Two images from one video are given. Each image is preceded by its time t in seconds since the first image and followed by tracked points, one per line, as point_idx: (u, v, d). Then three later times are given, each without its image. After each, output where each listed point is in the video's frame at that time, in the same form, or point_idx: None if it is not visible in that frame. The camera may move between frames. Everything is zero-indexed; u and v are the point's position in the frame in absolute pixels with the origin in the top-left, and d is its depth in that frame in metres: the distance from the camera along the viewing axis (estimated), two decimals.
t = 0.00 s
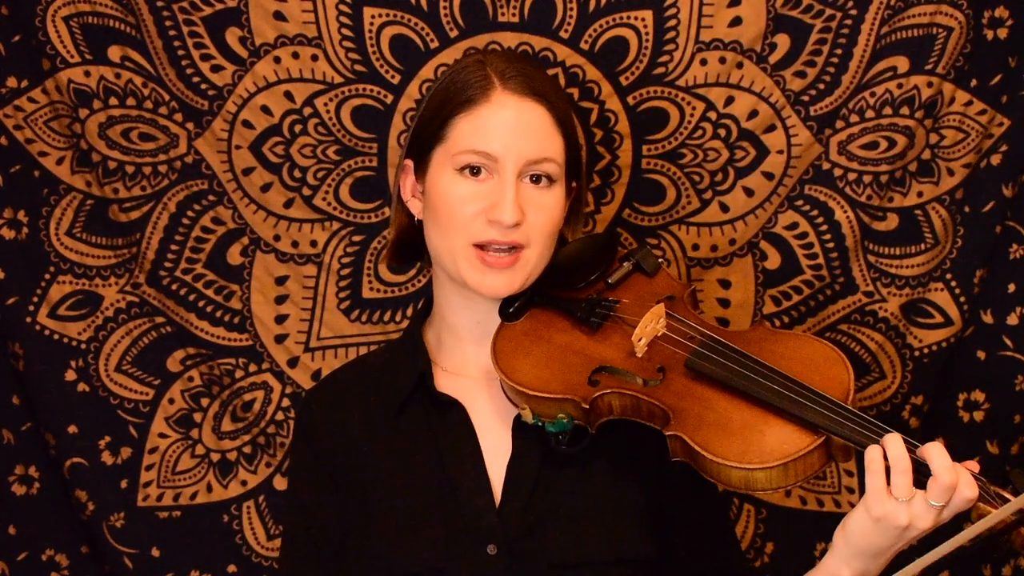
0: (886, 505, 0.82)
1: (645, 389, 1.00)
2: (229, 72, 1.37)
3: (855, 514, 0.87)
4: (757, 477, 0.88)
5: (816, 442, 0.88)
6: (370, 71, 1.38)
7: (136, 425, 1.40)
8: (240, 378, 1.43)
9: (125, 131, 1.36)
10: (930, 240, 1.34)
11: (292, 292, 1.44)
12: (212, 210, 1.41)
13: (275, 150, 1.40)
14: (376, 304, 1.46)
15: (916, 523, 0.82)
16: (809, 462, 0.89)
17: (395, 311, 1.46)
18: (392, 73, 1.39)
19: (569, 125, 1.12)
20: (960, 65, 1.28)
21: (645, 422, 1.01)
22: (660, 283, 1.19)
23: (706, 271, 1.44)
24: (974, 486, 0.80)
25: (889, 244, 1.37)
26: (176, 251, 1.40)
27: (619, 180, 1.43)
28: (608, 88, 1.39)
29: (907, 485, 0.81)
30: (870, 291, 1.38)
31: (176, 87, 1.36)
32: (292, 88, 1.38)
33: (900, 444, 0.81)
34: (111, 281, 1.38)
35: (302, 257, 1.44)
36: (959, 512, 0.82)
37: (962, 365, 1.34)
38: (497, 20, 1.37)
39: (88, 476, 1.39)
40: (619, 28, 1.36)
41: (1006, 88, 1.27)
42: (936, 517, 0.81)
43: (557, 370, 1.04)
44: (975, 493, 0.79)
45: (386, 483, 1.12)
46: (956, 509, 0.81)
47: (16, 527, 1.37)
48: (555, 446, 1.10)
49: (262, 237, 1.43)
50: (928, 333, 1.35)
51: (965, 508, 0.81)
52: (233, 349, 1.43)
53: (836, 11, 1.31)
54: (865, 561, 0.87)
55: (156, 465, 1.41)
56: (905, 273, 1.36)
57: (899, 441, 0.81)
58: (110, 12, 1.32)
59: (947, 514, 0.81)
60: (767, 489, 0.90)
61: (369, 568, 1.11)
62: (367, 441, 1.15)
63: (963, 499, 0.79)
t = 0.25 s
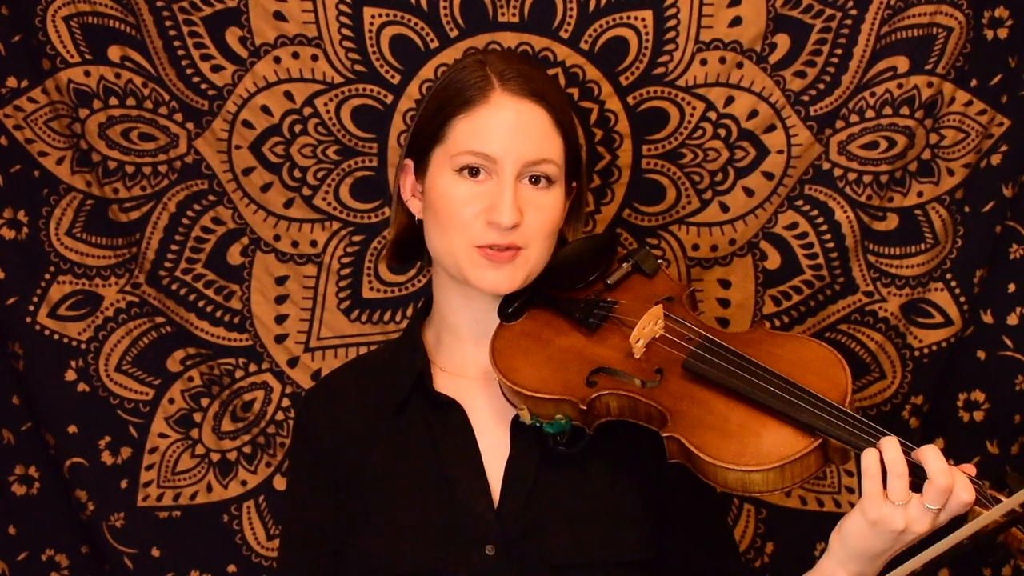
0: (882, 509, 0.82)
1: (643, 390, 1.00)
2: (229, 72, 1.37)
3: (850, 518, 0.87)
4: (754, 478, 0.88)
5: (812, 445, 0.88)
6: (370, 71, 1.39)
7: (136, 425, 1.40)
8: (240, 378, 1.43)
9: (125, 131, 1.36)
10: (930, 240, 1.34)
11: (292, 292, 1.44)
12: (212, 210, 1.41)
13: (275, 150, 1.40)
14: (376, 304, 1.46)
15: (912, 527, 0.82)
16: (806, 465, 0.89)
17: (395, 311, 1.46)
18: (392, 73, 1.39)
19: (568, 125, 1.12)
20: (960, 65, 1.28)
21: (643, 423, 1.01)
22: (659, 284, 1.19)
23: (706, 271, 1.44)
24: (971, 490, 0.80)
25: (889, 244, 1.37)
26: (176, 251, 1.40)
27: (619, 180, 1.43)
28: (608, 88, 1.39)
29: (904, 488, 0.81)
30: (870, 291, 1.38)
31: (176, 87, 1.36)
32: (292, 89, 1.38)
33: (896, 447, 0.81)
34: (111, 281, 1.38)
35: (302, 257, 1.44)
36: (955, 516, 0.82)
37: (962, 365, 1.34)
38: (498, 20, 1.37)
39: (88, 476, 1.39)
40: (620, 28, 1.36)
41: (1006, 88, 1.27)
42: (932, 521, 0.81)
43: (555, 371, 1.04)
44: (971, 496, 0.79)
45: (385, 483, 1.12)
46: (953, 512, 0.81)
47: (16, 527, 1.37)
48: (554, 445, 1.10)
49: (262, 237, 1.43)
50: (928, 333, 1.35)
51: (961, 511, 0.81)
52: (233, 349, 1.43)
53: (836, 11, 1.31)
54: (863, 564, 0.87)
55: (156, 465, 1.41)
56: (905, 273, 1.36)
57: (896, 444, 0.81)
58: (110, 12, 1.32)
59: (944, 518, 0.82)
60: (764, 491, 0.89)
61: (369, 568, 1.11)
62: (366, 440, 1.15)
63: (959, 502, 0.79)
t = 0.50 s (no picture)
0: (876, 506, 0.82)
1: (641, 388, 1.00)
2: (229, 72, 1.37)
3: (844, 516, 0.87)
4: (750, 476, 0.88)
5: (807, 442, 0.88)
6: (370, 71, 1.39)
7: (136, 425, 1.40)
8: (240, 378, 1.43)
9: (125, 131, 1.36)
10: (930, 240, 1.34)
11: (292, 292, 1.44)
12: (212, 210, 1.41)
13: (275, 150, 1.40)
14: (376, 303, 1.46)
15: (906, 524, 0.82)
16: (801, 462, 0.89)
17: (395, 311, 1.46)
18: (392, 73, 1.39)
19: (567, 125, 1.12)
20: (960, 65, 1.28)
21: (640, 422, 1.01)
22: (658, 284, 1.19)
23: (706, 271, 1.44)
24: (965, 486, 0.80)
25: (889, 244, 1.37)
26: (176, 251, 1.40)
27: (618, 180, 1.43)
28: (608, 88, 1.39)
29: (898, 485, 0.81)
30: (870, 291, 1.38)
31: (176, 87, 1.36)
32: (292, 89, 1.38)
33: (890, 444, 0.80)
34: (111, 281, 1.38)
35: (302, 257, 1.44)
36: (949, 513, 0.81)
37: (962, 365, 1.34)
38: (497, 20, 1.37)
39: (88, 476, 1.39)
40: (620, 28, 1.36)
41: (1006, 88, 1.27)
42: (926, 519, 0.81)
43: (552, 369, 1.04)
44: (966, 492, 0.79)
45: (385, 484, 1.12)
46: (947, 509, 0.80)
47: (16, 527, 1.37)
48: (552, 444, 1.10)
49: (262, 237, 1.43)
50: (928, 333, 1.35)
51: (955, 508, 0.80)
52: (233, 349, 1.43)
53: (836, 11, 1.31)
54: (857, 560, 0.88)
55: (156, 465, 1.41)
56: (905, 273, 1.36)
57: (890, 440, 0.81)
58: (110, 12, 1.32)
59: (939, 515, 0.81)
60: (760, 488, 0.90)
61: (368, 568, 1.11)
62: (365, 440, 1.15)
63: (953, 499, 0.79)
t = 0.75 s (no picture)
0: (858, 497, 0.83)
1: (631, 383, 1.00)
2: (229, 71, 1.37)
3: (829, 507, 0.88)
4: (736, 469, 0.88)
5: (793, 435, 0.88)
6: (370, 71, 1.38)
7: (136, 425, 1.40)
8: (240, 378, 1.43)
9: (125, 131, 1.36)
10: (930, 240, 1.34)
11: (292, 292, 1.44)
12: (212, 210, 1.41)
13: (275, 150, 1.40)
14: (376, 303, 1.46)
15: (889, 515, 0.82)
16: (787, 455, 0.89)
17: (395, 311, 1.46)
18: (392, 73, 1.39)
19: (563, 123, 1.11)
20: (960, 65, 1.28)
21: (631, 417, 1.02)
22: (653, 282, 1.19)
23: (706, 271, 1.44)
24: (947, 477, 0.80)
25: (889, 244, 1.37)
26: (176, 251, 1.40)
27: (618, 180, 1.43)
28: (608, 88, 1.39)
29: (881, 476, 0.81)
30: (870, 291, 1.38)
31: (176, 87, 1.36)
32: (292, 89, 1.38)
33: (873, 434, 0.81)
34: (111, 281, 1.38)
35: (302, 257, 1.44)
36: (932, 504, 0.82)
37: (962, 365, 1.34)
38: (497, 20, 1.37)
39: (88, 476, 1.39)
40: (619, 28, 1.36)
41: (1006, 88, 1.27)
42: (909, 509, 0.82)
43: (543, 365, 1.04)
44: (948, 483, 0.79)
45: (384, 484, 1.12)
46: (929, 500, 0.81)
47: (16, 527, 1.37)
48: (550, 443, 1.10)
49: (262, 237, 1.42)
50: (928, 333, 1.36)
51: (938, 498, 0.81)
52: (233, 349, 1.43)
53: (836, 11, 1.31)
54: (842, 552, 0.88)
55: (156, 465, 1.41)
56: (905, 273, 1.37)
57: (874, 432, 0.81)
58: (110, 12, 1.32)
59: (921, 505, 0.82)
60: (746, 481, 0.90)
61: (368, 568, 1.11)
62: (364, 440, 1.15)
63: (936, 490, 0.80)
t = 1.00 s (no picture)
0: (846, 480, 0.82)
1: (624, 375, 1.00)
2: (229, 71, 1.37)
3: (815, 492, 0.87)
4: (726, 456, 0.87)
5: (781, 421, 0.86)
6: (370, 71, 1.38)
7: (136, 425, 1.40)
8: (240, 378, 1.43)
9: (125, 131, 1.36)
10: (930, 240, 1.34)
11: (292, 292, 1.44)
12: (212, 210, 1.41)
13: (275, 150, 1.40)
14: (376, 303, 1.46)
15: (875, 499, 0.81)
16: (777, 442, 0.87)
17: (395, 311, 1.46)
18: (392, 73, 1.39)
19: (560, 121, 1.11)
20: (960, 65, 1.28)
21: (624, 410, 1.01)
22: (649, 279, 1.19)
23: (706, 271, 1.44)
24: (935, 461, 0.79)
25: (889, 244, 1.37)
26: (176, 251, 1.40)
27: (618, 180, 1.43)
28: (608, 88, 1.39)
29: (870, 464, 0.80)
30: (870, 291, 1.38)
31: (176, 87, 1.36)
32: (292, 89, 1.38)
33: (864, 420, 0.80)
34: (111, 281, 1.38)
35: (302, 257, 1.44)
36: (920, 488, 0.81)
37: (962, 365, 1.35)
38: (497, 20, 1.37)
39: (88, 476, 1.39)
40: (619, 28, 1.36)
41: (1006, 88, 1.27)
42: (895, 493, 0.81)
43: (537, 359, 1.04)
44: (936, 468, 0.79)
45: (384, 485, 1.12)
46: (917, 484, 0.80)
47: (16, 527, 1.37)
48: (549, 442, 1.10)
49: (262, 237, 1.42)
50: (928, 333, 1.36)
51: (926, 482, 0.80)
52: (233, 349, 1.43)
53: (836, 11, 1.31)
54: (827, 537, 0.87)
55: (156, 465, 1.41)
56: (905, 273, 1.36)
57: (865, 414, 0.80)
58: (109, 12, 1.32)
59: (907, 489, 0.81)
60: (736, 470, 0.88)
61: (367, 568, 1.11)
62: (363, 439, 1.15)
63: (924, 474, 0.79)
